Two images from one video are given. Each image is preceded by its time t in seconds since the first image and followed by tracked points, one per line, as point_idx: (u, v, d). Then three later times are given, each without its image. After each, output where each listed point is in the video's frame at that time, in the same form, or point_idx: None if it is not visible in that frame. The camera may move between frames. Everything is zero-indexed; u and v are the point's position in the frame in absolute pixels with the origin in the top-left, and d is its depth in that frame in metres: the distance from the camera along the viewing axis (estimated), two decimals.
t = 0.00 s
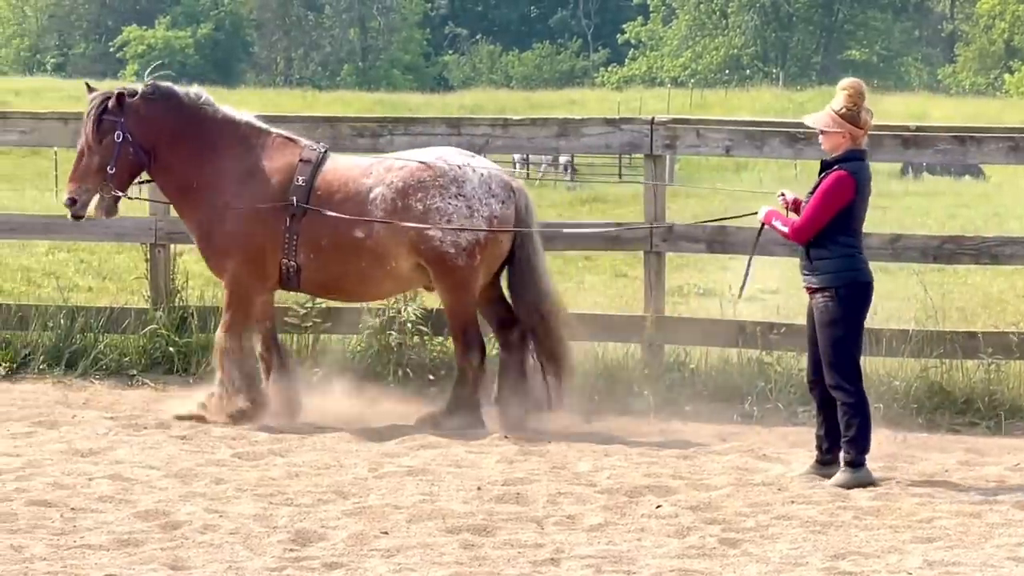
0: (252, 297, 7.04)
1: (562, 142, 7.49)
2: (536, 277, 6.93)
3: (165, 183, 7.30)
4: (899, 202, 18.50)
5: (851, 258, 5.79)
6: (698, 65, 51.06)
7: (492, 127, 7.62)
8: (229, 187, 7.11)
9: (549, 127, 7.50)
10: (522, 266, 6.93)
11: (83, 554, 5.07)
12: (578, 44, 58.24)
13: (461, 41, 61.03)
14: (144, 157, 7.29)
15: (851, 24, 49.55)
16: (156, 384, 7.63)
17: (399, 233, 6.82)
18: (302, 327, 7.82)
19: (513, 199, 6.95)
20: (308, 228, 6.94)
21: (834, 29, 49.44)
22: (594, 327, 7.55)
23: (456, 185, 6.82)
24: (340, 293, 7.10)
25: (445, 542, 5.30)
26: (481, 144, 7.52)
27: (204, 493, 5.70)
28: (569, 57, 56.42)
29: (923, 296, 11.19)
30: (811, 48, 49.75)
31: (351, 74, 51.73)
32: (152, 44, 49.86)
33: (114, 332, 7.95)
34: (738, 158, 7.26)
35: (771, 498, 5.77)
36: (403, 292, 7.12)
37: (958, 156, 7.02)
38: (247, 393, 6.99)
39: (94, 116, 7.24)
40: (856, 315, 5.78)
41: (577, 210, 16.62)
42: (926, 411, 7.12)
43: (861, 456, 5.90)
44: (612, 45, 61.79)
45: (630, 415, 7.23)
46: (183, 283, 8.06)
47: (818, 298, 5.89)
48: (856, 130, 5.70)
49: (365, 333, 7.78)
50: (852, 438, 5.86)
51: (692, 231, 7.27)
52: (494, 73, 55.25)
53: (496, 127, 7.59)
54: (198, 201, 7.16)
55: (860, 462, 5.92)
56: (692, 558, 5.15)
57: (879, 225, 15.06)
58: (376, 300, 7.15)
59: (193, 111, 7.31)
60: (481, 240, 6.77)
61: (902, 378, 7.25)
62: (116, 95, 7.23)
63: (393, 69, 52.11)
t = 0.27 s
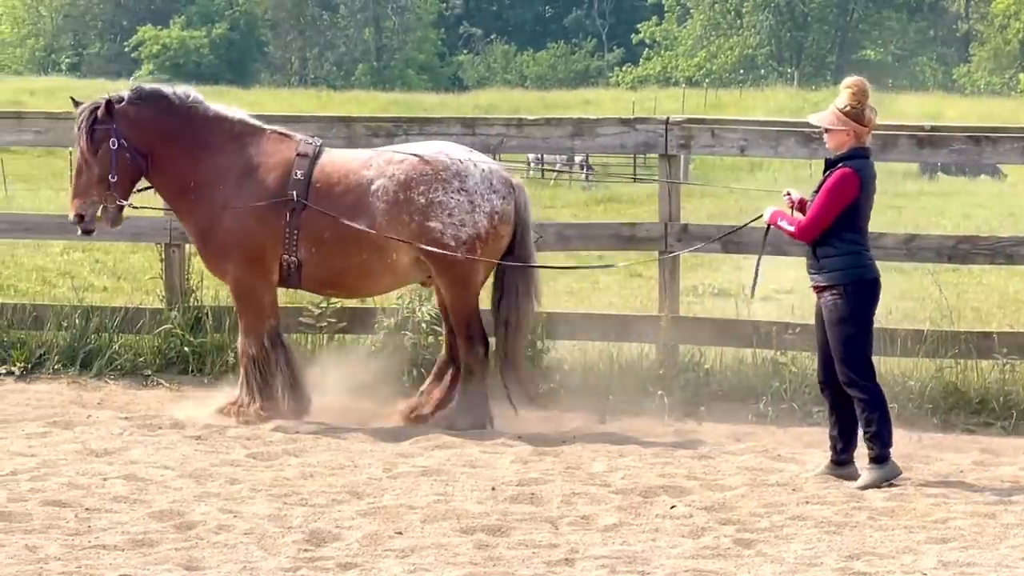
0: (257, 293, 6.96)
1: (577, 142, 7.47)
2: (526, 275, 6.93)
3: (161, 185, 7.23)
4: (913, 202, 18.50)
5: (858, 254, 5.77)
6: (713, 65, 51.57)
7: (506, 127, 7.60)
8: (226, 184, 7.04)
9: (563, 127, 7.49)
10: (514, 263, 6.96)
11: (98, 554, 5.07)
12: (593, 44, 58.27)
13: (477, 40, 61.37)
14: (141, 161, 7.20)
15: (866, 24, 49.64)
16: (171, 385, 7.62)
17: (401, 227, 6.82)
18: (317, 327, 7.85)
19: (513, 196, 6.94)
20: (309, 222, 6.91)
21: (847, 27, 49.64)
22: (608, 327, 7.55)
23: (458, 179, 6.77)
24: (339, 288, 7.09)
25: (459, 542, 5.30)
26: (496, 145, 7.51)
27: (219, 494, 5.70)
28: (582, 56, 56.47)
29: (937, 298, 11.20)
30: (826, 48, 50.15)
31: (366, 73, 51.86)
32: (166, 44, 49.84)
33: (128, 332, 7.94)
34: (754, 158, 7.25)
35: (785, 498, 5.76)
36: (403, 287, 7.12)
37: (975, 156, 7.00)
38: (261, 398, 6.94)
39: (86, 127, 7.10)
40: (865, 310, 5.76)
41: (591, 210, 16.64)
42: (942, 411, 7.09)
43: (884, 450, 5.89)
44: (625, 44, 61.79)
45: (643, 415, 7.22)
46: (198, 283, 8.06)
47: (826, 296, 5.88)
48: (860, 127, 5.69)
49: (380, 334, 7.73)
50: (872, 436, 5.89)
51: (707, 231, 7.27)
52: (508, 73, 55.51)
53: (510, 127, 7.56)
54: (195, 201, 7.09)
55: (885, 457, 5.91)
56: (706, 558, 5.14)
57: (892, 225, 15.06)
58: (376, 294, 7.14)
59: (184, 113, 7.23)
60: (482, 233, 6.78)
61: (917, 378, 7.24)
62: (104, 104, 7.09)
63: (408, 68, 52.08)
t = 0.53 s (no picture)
0: (258, 293, 6.92)
1: (588, 142, 7.48)
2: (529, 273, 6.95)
3: (160, 181, 7.16)
4: (926, 203, 18.49)
5: (857, 255, 5.76)
6: (725, 65, 51.39)
7: (518, 127, 7.60)
8: (229, 182, 6.99)
9: (575, 128, 7.48)
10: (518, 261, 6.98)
11: (109, 554, 5.07)
12: (604, 44, 58.26)
13: (490, 41, 61.48)
14: (140, 152, 7.12)
15: (878, 24, 49.05)
16: (183, 385, 7.63)
17: (407, 226, 6.82)
18: (328, 328, 7.83)
19: (517, 193, 6.97)
20: (312, 223, 6.88)
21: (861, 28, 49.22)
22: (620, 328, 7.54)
23: (463, 178, 6.79)
24: (341, 288, 7.06)
25: (471, 542, 5.29)
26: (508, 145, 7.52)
27: (231, 494, 5.70)
28: (594, 57, 56.46)
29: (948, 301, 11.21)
30: (838, 47, 50.07)
31: (377, 75, 52.07)
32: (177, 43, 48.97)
33: (140, 333, 7.94)
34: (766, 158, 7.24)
35: (797, 499, 5.76)
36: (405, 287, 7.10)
37: (988, 156, 6.99)
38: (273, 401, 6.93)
39: (90, 110, 7.03)
40: (861, 313, 5.77)
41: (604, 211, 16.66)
42: (954, 412, 7.09)
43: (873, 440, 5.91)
44: (637, 44, 61.71)
45: (654, 415, 7.22)
46: (209, 283, 8.05)
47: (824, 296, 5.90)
48: (866, 128, 5.70)
49: (392, 335, 7.74)
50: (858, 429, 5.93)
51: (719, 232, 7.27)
52: (519, 74, 55.41)
53: (522, 127, 7.56)
54: (196, 199, 7.02)
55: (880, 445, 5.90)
56: (718, 558, 5.14)
57: (903, 227, 15.05)
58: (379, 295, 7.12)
59: (188, 109, 7.16)
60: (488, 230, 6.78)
61: (929, 379, 7.23)
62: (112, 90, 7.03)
63: (419, 69, 52.10)
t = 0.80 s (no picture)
0: (263, 294, 6.90)
1: (599, 143, 7.48)
2: (535, 269, 6.98)
3: (164, 181, 7.13)
4: (935, 204, 18.50)
5: (858, 256, 5.77)
6: (735, 66, 51.25)
7: (529, 128, 7.60)
8: (234, 183, 6.98)
9: (586, 128, 7.48)
10: (525, 259, 7.02)
11: (120, 554, 5.07)
12: (614, 45, 58.30)
13: (500, 41, 61.55)
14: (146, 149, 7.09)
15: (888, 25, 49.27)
16: (194, 384, 7.63)
17: (412, 226, 6.84)
18: (338, 328, 7.85)
19: (518, 191, 7.01)
20: (317, 223, 6.88)
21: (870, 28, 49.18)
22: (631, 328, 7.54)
23: (467, 177, 6.82)
24: (345, 288, 7.06)
25: (481, 542, 5.28)
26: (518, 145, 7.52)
27: (241, 494, 5.70)
28: (603, 57, 56.50)
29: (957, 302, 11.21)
30: (849, 48, 49.69)
31: (388, 75, 51.56)
32: (190, 44, 49.58)
33: (150, 332, 7.95)
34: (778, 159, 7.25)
35: (808, 499, 5.76)
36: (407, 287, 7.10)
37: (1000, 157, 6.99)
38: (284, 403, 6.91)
39: (103, 101, 6.99)
40: (854, 315, 5.79)
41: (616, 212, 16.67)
42: (964, 412, 7.08)
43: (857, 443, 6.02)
44: (647, 45, 61.69)
45: (664, 415, 7.21)
46: (220, 283, 8.06)
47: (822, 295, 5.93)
48: (866, 128, 5.72)
49: (400, 335, 7.74)
50: (813, 425, 6.03)
51: (730, 232, 7.27)
52: (530, 74, 55.99)
53: (533, 128, 7.56)
54: (201, 200, 7.00)
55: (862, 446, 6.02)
56: (729, 558, 5.13)
57: (911, 228, 15.05)
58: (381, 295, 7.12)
59: (193, 109, 7.14)
60: (492, 229, 6.79)
61: (940, 379, 7.22)
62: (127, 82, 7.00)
63: (431, 69, 51.96)
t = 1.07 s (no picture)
0: (268, 295, 6.91)
1: (608, 143, 7.48)
2: (536, 269, 6.96)
3: (169, 184, 7.13)
4: (944, 205, 18.49)
5: (841, 259, 5.75)
6: (744, 67, 51.14)
7: (538, 128, 7.59)
8: (238, 184, 6.98)
9: (595, 128, 7.48)
10: (526, 259, 6.99)
11: (129, 554, 5.07)
12: (623, 45, 58.34)
13: (510, 41, 61.61)
14: (150, 152, 7.09)
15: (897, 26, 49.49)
16: (204, 384, 7.63)
17: (415, 223, 6.83)
18: (348, 328, 7.83)
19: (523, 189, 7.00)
20: (322, 220, 6.87)
21: (880, 28, 49.15)
22: (640, 328, 7.53)
23: (471, 174, 6.81)
24: (351, 287, 7.05)
25: (491, 542, 5.28)
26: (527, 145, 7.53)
27: (251, 494, 5.70)
28: (612, 58, 56.58)
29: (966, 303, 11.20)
30: (859, 48, 49.42)
31: (397, 75, 51.49)
32: (199, 44, 50.16)
33: (160, 332, 7.95)
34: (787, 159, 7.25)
35: (817, 499, 5.75)
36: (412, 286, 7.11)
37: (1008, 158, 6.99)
38: (294, 403, 6.93)
39: (109, 102, 6.98)
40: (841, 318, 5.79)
41: (627, 213, 16.68)
42: (973, 413, 7.08)
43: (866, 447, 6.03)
44: (657, 46, 61.67)
45: (673, 415, 7.21)
46: (230, 283, 8.06)
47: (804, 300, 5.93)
48: (854, 131, 5.70)
49: (411, 334, 7.74)
50: (789, 433, 6.05)
51: (739, 233, 7.28)
52: (540, 74, 56.14)
53: (542, 128, 7.55)
54: (205, 202, 7.00)
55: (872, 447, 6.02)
56: (737, 559, 5.13)
57: (919, 228, 15.04)
58: (386, 294, 7.12)
59: (197, 112, 7.15)
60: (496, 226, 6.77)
61: (950, 380, 7.21)
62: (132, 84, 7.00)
63: (440, 69, 52.01)
